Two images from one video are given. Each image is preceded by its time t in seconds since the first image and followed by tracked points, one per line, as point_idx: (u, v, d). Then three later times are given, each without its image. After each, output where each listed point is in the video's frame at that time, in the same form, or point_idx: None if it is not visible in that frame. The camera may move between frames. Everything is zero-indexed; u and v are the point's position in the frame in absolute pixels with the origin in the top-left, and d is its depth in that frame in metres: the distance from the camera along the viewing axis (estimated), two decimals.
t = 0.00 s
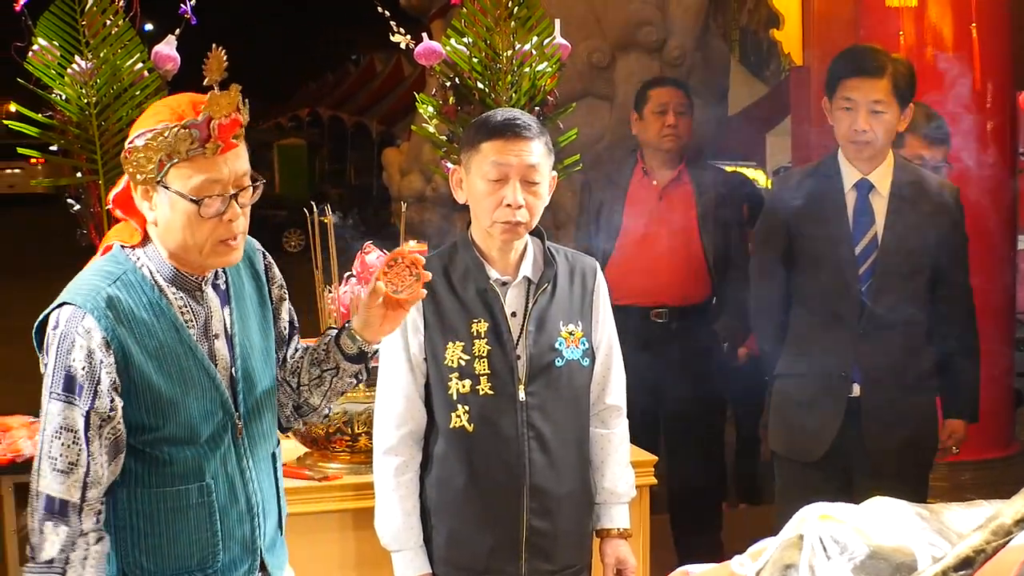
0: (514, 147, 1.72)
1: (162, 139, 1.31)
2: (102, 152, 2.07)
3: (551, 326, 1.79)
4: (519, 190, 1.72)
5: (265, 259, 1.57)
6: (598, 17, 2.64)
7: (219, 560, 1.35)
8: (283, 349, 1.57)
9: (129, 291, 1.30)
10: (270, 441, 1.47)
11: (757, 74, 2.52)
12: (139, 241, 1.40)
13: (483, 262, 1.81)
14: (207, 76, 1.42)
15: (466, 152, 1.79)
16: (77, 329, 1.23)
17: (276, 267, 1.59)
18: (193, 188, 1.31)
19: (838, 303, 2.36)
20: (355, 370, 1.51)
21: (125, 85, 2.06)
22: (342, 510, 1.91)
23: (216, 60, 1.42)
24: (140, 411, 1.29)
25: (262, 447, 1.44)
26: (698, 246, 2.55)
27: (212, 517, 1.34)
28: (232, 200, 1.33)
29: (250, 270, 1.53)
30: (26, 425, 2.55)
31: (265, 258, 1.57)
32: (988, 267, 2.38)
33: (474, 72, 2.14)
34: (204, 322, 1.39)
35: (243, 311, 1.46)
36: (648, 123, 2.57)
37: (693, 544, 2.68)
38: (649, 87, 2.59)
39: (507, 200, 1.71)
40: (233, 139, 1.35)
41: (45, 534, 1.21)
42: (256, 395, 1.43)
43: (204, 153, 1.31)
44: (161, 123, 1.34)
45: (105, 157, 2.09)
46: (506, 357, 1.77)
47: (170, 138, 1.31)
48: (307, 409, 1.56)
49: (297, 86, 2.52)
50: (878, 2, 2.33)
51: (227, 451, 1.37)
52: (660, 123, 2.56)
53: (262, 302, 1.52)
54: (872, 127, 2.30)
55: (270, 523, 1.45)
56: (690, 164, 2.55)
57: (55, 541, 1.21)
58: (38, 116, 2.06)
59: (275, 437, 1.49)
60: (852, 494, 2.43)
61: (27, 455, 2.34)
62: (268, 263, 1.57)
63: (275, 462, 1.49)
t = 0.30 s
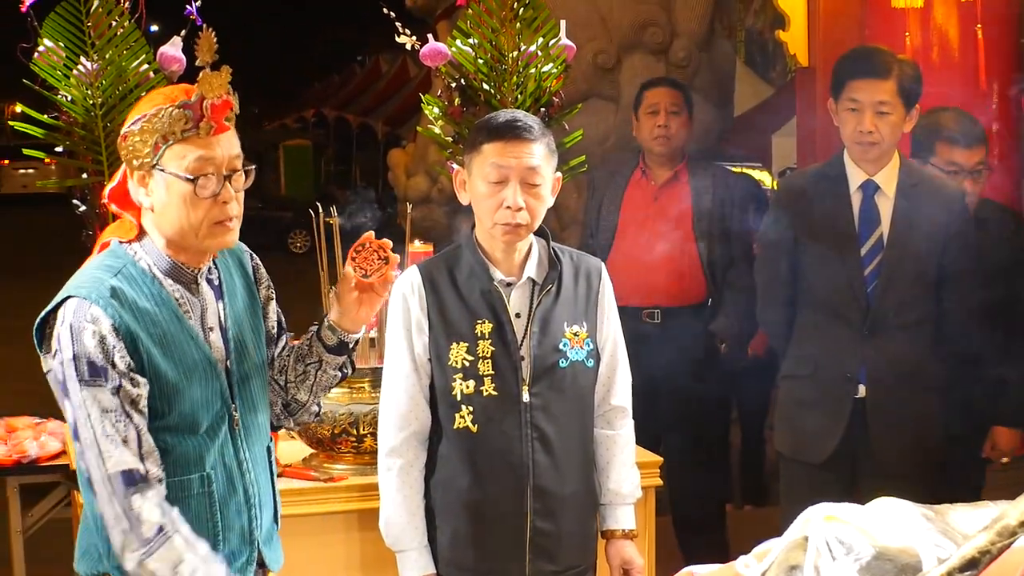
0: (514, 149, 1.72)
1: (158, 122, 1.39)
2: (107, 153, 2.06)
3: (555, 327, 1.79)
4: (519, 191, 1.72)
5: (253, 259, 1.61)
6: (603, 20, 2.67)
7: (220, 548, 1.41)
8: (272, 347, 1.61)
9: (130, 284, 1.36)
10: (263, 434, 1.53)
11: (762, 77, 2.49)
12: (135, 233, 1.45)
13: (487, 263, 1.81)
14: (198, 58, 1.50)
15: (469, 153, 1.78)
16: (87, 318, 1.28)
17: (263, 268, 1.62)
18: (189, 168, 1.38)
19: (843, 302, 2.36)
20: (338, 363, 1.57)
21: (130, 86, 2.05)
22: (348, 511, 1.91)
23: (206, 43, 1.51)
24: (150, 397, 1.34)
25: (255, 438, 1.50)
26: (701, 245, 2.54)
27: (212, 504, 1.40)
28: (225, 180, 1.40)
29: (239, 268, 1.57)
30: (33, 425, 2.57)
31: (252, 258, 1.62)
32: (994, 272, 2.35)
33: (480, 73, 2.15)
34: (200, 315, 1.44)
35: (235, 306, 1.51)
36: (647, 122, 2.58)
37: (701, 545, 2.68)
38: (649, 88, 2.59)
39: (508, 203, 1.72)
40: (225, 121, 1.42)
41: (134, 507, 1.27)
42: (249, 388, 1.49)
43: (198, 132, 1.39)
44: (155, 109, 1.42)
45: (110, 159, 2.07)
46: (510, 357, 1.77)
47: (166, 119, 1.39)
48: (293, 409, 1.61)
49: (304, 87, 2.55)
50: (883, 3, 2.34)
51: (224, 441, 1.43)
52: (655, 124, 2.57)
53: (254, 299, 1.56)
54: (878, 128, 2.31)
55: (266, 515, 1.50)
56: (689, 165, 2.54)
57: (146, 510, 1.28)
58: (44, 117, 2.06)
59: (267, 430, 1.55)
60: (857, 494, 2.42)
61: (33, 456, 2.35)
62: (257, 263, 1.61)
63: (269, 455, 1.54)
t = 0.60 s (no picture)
0: (516, 156, 1.73)
1: (159, 111, 1.42)
2: (110, 154, 2.06)
3: (558, 328, 1.80)
4: (519, 199, 1.72)
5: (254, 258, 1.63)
6: (606, 19, 2.62)
7: (210, 533, 1.41)
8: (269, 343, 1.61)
9: (137, 260, 1.39)
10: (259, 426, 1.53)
11: (767, 79, 2.48)
12: (135, 220, 1.48)
13: (490, 264, 1.82)
14: (200, 50, 1.52)
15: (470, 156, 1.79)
16: (96, 282, 1.32)
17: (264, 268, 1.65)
18: (188, 156, 1.40)
19: (844, 303, 2.37)
20: (331, 363, 1.59)
21: (133, 87, 2.05)
22: (352, 511, 1.92)
23: (208, 38, 1.53)
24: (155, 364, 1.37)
25: (251, 430, 1.50)
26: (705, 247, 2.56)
27: (207, 484, 1.40)
28: (223, 171, 1.42)
29: (239, 263, 1.59)
30: (36, 426, 2.57)
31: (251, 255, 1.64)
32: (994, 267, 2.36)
33: (483, 74, 2.15)
34: (199, 304, 1.47)
35: (235, 298, 1.53)
36: (649, 124, 2.56)
37: (703, 546, 2.68)
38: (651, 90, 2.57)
39: (507, 209, 1.72)
40: (224, 113, 1.45)
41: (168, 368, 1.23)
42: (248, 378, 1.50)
43: (196, 122, 1.42)
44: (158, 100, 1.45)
45: (113, 160, 2.07)
46: (512, 357, 1.78)
47: (167, 109, 1.42)
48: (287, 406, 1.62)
49: (307, 86, 2.56)
50: (886, 4, 2.36)
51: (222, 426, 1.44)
52: (656, 125, 2.56)
53: (252, 293, 1.58)
54: (880, 128, 2.33)
55: (259, 504, 1.51)
56: (691, 164, 2.53)
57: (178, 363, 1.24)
58: (46, 118, 2.06)
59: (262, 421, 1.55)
60: (859, 494, 2.42)
61: (36, 456, 2.36)
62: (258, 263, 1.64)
63: (265, 446, 1.55)
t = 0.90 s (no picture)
0: (522, 156, 1.72)
1: (154, 97, 1.44)
2: (111, 150, 2.06)
3: (562, 323, 1.80)
4: (523, 199, 1.72)
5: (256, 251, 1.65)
6: (607, 15, 2.69)
7: (210, 513, 1.42)
8: (271, 333, 1.63)
9: (144, 244, 1.41)
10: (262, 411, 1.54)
11: (766, 71, 2.50)
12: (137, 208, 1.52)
13: (493, 259, 1.82)
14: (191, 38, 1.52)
15: (474, 153, 1.79)
16: (104, 254, 1.34)
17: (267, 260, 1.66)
18: (183, 140, 1.42)
19: (844, 299, 2.37)
20: (330, 355, 1.60)
21: (134, 83, 2.05)
22: (355, 506, 1.92)
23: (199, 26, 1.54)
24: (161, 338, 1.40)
25: (254, 414, 1.50)
26: (705, 243, 2.57)
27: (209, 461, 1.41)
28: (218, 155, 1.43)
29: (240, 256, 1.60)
30: (37, 422, 2.58)
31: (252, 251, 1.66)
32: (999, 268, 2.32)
33: (484, 70, 2.15)
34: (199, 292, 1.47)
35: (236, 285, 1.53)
36: (652, 119, 2.61)
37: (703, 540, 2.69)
38: (655, 83, 2.60)
39: (511, 209, 1.72)
40: (218, 99, 1.47)
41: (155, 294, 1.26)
42: (252, 366, 1.51)
43: (190, 107, 1.44)
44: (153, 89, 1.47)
45: (114, 156, 2.07)
46: (516, 352, 1.78)
47: (161, 95, 1.44)
48: (288, 395, 1.62)
49: (308, 83, 2.60)
50: None
51: (225, 408, 1.44)
52: (660, 120, 2.60)
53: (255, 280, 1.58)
54: (880, 124, 2.33)
55: (260, 488, 1.50)
56: (694, 159, 2.58)
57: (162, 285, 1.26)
58: (47, 114, 2.05)
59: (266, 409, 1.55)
60: (859, 491, 2.42)
61: (37, 452, 2.37)
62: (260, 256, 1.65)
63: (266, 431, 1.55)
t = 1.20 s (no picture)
0: (529, 148, 1.72)
1: (157, 90, 1.42)
2: (114, 144, 2.07)
3: (565, 317, 1.80)
4: (528, 192, 1.72)
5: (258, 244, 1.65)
6: (610, 10, 2.87)
7: (207, 504, 1.42)
8: (274, 328, 1.63)
9: (140, 235, 1.41)
10: (261, 403, 1.54)
11: (769, 67, 2.55)
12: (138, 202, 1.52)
13: (497, 254, 1.82)
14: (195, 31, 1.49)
15: (478, 147, 1.79)
16: (96, 248, 1.34)
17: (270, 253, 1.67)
18: (186, 132, 1.40)
19: (846, 294, 2.36)
20: (330, 354, 1.59)
21: (136, 76, 2.04)
22: (358, 500, 1.93)
23: (203, 17, 1.50)
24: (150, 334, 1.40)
25: (253, 405, 1.51)
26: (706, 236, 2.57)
27: (205, 455, 1.41)
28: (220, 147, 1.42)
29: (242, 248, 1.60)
30: (38, 415, 2.58)
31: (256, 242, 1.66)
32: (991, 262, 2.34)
33: (487, 64, 2.15)
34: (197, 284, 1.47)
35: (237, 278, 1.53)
36: (659, 111, 2.64)
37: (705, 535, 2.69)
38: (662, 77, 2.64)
39: (515, 202, 1.72)
40: (220, 92, 1.46)
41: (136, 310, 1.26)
42: (251, 358, 1.51)
43: (194, 100, 1.43)
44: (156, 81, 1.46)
45: (116, 149, 2.07)
46: (520, 346, 1.78)
47: (165, 87, 1.42)
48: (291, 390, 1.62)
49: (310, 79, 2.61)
50: None
51: (221, 400, 1.44)
52: (668, 113, 2.63)
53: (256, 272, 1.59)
54: (881, 118, 2.30)
55: (259, 482, 1.50)
56: (703, 156, 2.61)
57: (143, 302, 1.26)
58: (50, 107, 2.05)
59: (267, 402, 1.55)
60: (861, 486, 2.41)
61: (39, 446, 2.37)
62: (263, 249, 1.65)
63: (267, 425, 1.55)
